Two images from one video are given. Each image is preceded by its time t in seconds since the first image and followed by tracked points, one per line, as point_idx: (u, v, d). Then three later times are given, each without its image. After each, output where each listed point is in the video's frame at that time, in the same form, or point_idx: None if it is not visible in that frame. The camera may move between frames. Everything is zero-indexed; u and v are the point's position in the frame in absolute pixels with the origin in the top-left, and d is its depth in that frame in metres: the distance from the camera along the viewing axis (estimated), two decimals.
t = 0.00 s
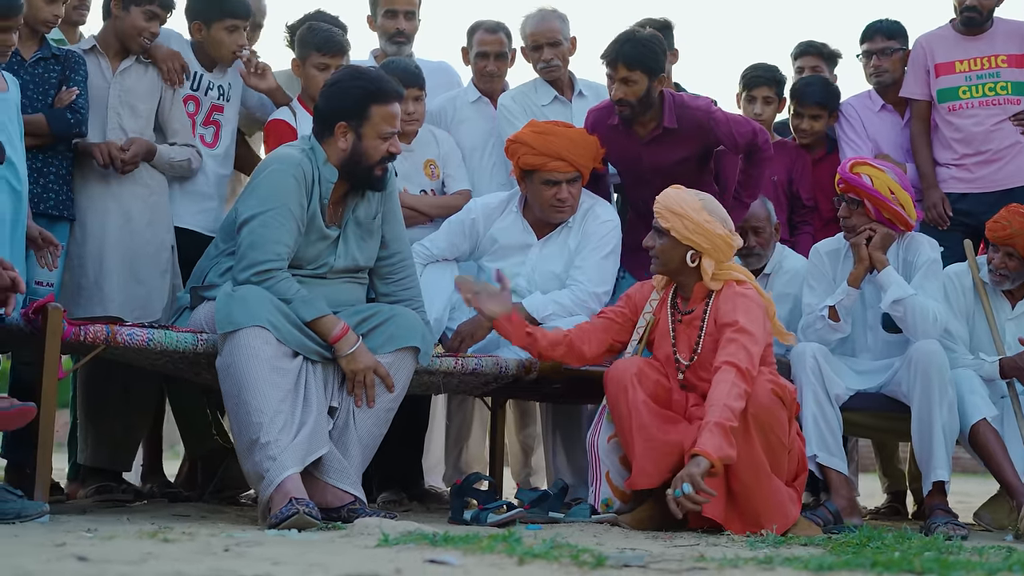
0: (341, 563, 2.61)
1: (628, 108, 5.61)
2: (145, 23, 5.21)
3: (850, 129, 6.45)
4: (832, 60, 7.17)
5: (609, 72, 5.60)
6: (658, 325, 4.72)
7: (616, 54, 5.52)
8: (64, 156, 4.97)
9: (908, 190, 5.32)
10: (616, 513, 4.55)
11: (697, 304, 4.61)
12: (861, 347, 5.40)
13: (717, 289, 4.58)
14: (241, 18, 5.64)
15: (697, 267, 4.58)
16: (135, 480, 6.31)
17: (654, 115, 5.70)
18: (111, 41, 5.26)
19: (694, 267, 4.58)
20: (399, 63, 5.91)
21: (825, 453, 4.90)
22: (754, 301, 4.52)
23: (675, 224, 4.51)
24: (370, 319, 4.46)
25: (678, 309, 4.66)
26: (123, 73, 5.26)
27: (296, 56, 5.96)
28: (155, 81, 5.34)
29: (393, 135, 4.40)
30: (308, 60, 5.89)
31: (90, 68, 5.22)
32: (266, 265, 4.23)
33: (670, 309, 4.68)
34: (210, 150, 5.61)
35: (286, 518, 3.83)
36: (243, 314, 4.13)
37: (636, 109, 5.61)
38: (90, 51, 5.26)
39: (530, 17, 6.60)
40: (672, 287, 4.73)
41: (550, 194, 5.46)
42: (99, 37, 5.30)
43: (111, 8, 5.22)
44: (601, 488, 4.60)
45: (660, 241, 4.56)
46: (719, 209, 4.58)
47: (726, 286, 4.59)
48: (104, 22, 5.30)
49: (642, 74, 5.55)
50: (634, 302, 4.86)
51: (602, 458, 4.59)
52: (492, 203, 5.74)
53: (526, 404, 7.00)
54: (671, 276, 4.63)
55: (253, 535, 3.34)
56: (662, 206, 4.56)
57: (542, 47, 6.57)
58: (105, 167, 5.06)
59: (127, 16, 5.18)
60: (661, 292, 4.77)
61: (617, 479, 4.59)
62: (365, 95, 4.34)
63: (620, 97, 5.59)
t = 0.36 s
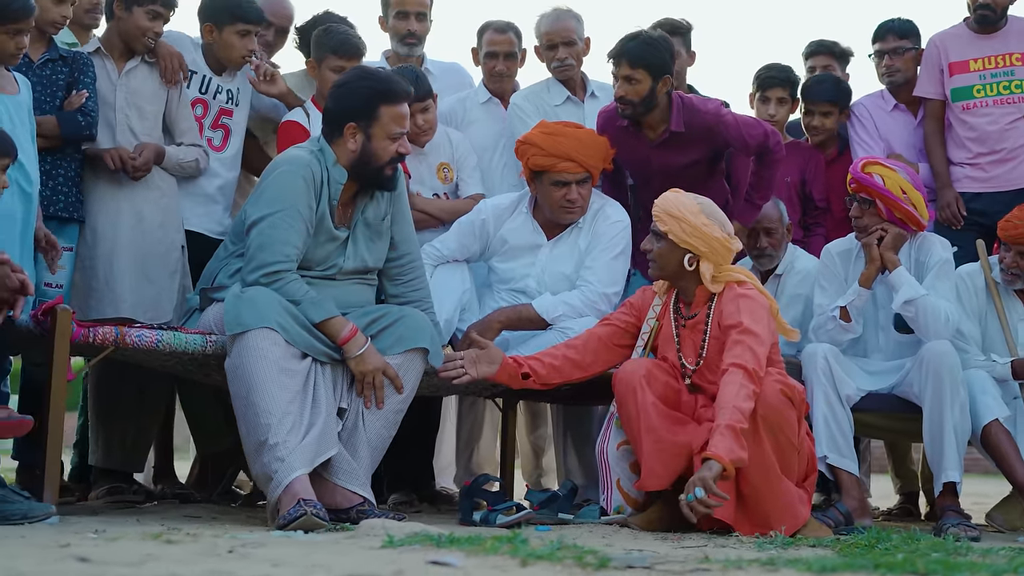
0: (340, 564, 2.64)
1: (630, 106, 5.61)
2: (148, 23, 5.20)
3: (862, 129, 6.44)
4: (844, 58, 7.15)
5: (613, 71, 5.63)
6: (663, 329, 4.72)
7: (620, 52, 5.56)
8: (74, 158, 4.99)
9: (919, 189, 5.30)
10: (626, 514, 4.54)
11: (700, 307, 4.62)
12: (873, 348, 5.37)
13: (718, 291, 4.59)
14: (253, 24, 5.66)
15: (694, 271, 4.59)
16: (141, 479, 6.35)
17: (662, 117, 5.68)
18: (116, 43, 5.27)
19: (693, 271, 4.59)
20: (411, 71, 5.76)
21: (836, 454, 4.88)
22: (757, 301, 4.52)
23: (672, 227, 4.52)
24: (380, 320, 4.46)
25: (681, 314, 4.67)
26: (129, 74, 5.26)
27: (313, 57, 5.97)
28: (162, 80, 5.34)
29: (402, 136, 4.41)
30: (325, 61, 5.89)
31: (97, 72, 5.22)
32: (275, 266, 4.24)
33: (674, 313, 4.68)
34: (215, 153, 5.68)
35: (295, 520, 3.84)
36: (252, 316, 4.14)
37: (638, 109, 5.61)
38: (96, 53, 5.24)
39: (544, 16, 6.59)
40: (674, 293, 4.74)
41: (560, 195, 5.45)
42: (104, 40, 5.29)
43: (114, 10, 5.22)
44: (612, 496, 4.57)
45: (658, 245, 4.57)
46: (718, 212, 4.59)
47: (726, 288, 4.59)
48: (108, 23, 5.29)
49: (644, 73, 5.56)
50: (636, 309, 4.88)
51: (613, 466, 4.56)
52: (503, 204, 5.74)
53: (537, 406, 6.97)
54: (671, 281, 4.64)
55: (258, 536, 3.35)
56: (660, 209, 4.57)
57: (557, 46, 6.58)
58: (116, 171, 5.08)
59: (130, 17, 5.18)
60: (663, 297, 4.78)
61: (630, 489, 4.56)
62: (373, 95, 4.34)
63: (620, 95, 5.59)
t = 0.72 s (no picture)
0: (338, 565, 2.67)
1: (635, 109, 5.61)
2: (151, 24, 5.20)
3: (869, 129, 6.43)
4: (851, 58, 7.13)
5: (620, 72, 5.63)
6: (676, 329, 4.70)
7: (627, 54, 5.56)
8: (79, 160, 5.00)
9: (928, 189, 5.27)
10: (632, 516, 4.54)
11: (715, 309, 4.60)
12: (881, 349, 5.35)
13: (735, 293, 4.56)
14: (258, 25, 5.67)
15: (711, 273, 4.57)
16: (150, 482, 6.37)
17: (668, 120, 5.67)
18: (119, 44, 5.27)
19: (709, 273, 4.56)
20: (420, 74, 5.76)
21: (844, 455, 4.87)
22: (774, 304, 4.50)
23: (688, 230, 4.50)
24: (384, 322, 4.47)
25: (696, 314, 4.64)
26: (133, 76, 5.29)
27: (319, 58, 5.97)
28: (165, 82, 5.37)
29: (407, 137, 4.40)
30: (332, 63, 5.90)
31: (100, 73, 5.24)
32: (280, 268, 4.25)
33: (688, 314, 4.66)
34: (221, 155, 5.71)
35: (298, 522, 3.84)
36: (257, 317, 4.15)
37: (644, 112, 5.60)
38: (98, 56, 5.27)
39: (555, 16, 6.59)
40: (688, 294, 4.71)
41: (566, 197, 5.45)
42: (107, 42, 5.31)
43: (117, 12, 5.22)
44: (616, 493, 4.59)
45: (673, 247, 4.55)
46: (733, 215, 4.58)
47: (743, 290, 4.56)
48: (110, 25, 5.30)
49: (649, 74, 5.54)
50: (651, 307, 4.83)
51: (619, 464, 4.57)
52: (509, 206, 5.73)
53: (544, 406, 6.99)
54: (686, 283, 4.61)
55: (261, 537, 3.36)
56: (676, 211, 4.55)
57: (567, 46, 6.57)
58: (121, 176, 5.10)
59: (133, 19, 5.19)
60: (678, 297, 4.75)
61: (635, 488, 4.55)
62: (377, 97, 4.34)
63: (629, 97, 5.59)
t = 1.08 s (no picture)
0: (337, 568, 2.67)
1: (638, 111, 5.60)
2: (149, 26, 5.21)
3: (874, 129, 6.42)
4: (855, 59, 7.12)
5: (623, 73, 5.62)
6: (706, 332, 4.60)
7: (630, 55, 5.56)
8: (92, 160, 5.01)
9: (933, 189, 5.24)
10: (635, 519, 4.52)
11: (749, 312, 4.53)
12: (886, 350, 5.34)
13: (771, 297, 4.50)
14: (256, 25, 5.70)
15: (746, 277, 4.51)
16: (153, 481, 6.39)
17: (671, 121, 5.66)
18: (118, 46, 5.28)
19: (744, 277, 4.50)
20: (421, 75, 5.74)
21: (847, 457, 4.85)
22: (813, 308, 4.44)
23: (723, 235, 4.44)
24: (387, 323, 4.46)
25: (728, 316, 4.57)
26: (133, 77, 5.28)
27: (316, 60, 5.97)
28: (166, 83, 5.37)
29: (410, 138, 4.40)
30: (330, 63, 5.90)
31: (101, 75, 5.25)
32: (282, 270, 4.24)
33: (720, 316, 4.57)
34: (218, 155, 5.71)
35: (301, 525, 3.84)
36: (261, 319, 4.15)
37: (646, 113, 5.59)
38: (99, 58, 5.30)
39: (559, 16, 6.60)
40: (720, 296, 4.62)
41: (570, 198, 5.45)
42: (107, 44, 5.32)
43: (115, 14, 5.22)
44: (605, 469, 4.62)
45: (709, 252, 4.49)
46: (768, 219, 4.52)
47: (778, 295, 4.49)
48: (109, 27, 5.30)
49: (653, 76, 5.53)
50: (687, 303, 4.67)
51: (614, 443, 4.58)
52: (512, 207, 5.72)
53: (548, 407, 6.98)
54: (718, 286, 4.55)
55: (261, 539, 3.36)
56: (710, 216, 4.48)
57: (570, 47, 6.56)
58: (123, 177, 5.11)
59: (131, 21, 5.19)
60: (710, 301, 4.65)
61: (625, 469, 4.57)
62: (378, 98, 4.34)
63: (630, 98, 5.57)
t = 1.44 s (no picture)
0: (332, 570, 2.68)
1: (645, 114, 5.57)
2: (148, 27, 5.21)
3: (875, 129, 6.42)
4: (855, 60, 7.11)
5: (626, 79, 5.56)
6: (718, 333, 4.58)
7: (633, 61, 5.49)
8: (88, 160, 5.01)
9: (934, 190, 5.24)
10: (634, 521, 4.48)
11: (764, 314, 4.52)
12: (886, 351, 5.33)
13: (787, 301, 4.49)
14: (257, 25, 5.70)
15: (762, 282, 4.50)
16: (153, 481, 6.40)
17: (673, 122, 5.66)
18: (118, 49, 5.29)
19: (760, 281, 4.49)
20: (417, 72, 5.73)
21: (848, 458, 4.85)
22: (829, 310, 4.46)
23: (741, 240, 4.43)
24: (388, 324, 4.46)
25: (743, 318, 4.55)
26: (131, 78, 5.29)
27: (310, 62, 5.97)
28: (165, 83, 5.38)
29: (410, 138, 4.40)
30: (324, 65, 5.90)
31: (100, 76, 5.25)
32: (282, 271, 4.24)
33: (734, 318, 4.56)
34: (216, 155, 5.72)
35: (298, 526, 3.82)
36: (261, 319, 4.15)
37: (653, 116, 5.58)
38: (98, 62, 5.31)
39: (559, 18, 6.59)
40: (734, 297, 4.60)
41: (571, 199, 5.44)
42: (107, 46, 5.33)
43: (114, 15, 5.22)
44: (610, 467, 4.60)
45: (725, 256, 4.48)
46: (785, 223, 4.51)
47: (795, 298, 4.49)
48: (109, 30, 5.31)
49: (659, 79, 5.51)
50: (699, 304, 4.64)
51: (620, 441, 4.56)
52: (514, 208, 5.72)
53: (548, 407, 6.98)
54: (733, 289, 4.54)
55: (258, 541, 3.36)
56: (727, 220, 4.48)
57: (568, 48, 6.55)
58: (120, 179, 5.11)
59: (130, 22, 5.19)
60: (722, 303, 4.62)
61: (629, 468, 4.55)
62: (378, 98, 4.34)
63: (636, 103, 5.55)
